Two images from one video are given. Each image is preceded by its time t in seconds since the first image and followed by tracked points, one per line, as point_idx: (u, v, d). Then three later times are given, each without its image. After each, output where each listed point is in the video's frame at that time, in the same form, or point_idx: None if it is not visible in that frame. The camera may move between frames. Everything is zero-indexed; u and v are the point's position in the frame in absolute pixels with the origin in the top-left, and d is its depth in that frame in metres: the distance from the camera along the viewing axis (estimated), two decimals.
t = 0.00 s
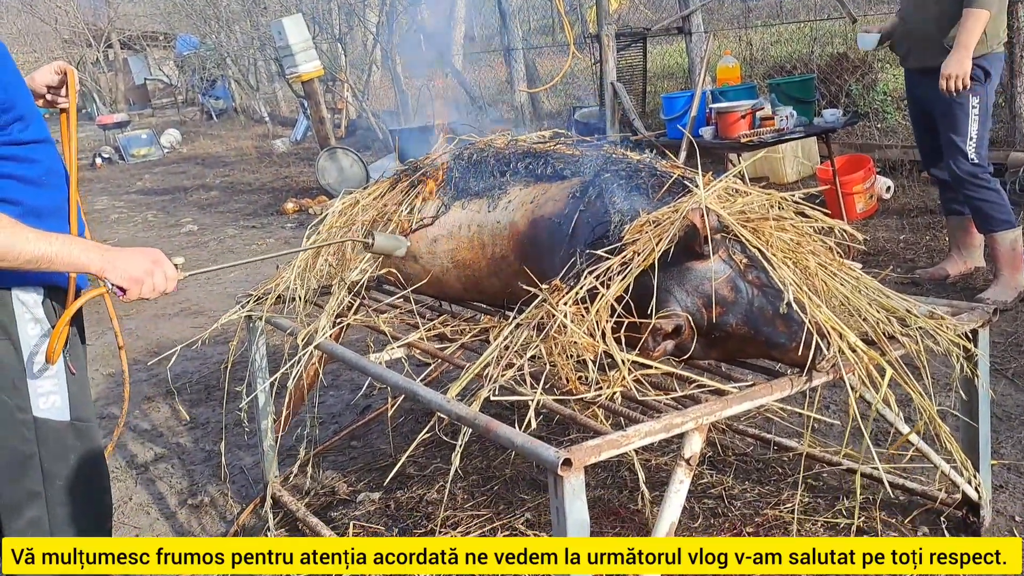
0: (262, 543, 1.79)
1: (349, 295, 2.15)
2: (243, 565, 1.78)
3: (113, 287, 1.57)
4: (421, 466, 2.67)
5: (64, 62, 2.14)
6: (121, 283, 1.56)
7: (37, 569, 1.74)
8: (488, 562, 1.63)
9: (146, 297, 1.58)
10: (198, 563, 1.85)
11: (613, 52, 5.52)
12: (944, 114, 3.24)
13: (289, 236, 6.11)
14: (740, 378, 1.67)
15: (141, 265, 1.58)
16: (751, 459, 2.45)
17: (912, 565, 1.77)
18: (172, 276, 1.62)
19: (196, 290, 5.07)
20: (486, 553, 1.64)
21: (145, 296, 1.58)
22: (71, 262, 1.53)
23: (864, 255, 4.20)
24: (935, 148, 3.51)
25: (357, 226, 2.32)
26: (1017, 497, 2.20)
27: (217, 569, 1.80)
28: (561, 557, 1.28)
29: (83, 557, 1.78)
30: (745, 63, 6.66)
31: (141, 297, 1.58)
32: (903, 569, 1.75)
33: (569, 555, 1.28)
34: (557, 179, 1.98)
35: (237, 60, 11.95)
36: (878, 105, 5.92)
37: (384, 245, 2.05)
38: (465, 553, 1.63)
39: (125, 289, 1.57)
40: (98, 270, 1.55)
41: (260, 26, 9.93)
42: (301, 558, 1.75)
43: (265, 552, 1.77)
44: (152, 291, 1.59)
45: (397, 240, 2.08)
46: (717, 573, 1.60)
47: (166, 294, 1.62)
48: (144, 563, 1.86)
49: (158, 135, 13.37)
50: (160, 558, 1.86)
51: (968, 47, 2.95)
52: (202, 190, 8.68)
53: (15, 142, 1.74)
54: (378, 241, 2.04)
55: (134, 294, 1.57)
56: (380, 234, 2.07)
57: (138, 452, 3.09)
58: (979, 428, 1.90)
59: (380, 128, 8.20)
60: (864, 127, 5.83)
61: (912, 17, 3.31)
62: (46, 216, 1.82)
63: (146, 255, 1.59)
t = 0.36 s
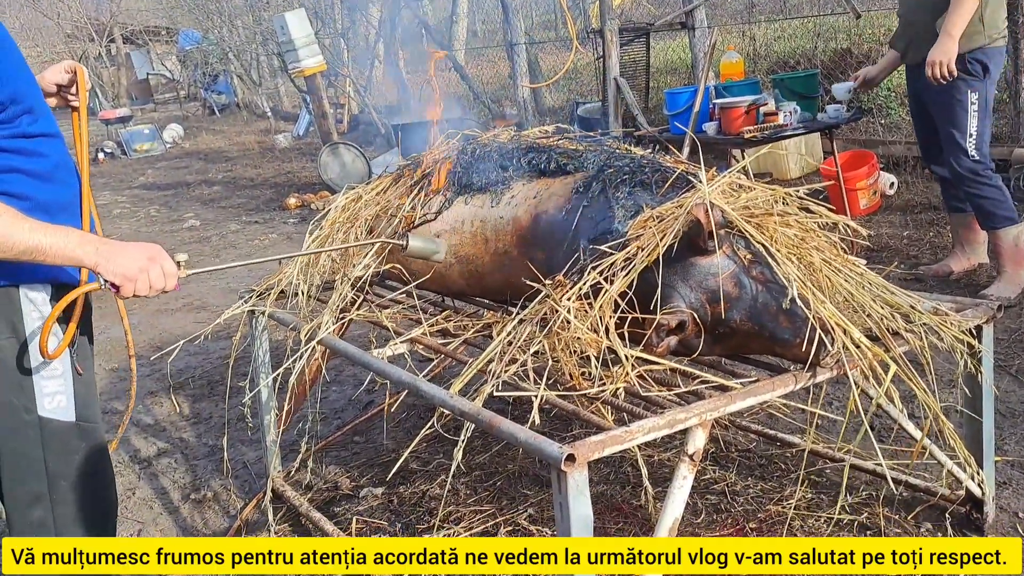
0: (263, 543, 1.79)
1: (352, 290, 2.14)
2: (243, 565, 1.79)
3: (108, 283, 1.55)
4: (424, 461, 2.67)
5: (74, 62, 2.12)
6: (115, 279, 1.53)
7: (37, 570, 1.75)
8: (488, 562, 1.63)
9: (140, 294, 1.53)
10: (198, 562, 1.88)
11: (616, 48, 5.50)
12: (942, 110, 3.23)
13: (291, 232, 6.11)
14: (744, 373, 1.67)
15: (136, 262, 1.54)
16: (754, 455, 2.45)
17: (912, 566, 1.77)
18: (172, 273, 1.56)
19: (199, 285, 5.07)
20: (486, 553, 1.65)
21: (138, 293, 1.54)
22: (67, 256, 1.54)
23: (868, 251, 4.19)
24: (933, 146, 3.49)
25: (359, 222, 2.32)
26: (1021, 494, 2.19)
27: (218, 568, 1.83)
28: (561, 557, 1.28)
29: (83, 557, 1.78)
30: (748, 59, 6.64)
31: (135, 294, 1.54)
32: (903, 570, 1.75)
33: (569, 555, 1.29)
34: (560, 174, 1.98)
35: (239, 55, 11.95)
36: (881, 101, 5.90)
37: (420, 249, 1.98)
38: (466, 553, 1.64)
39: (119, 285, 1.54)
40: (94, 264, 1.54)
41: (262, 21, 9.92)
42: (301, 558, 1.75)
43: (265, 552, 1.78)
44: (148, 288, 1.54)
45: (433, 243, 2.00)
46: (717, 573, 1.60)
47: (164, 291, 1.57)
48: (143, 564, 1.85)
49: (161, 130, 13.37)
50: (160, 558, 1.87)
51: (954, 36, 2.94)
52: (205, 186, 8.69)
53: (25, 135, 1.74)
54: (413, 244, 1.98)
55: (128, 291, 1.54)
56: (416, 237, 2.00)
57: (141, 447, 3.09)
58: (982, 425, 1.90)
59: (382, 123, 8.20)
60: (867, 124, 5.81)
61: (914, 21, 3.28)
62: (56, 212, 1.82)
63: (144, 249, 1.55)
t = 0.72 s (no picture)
0: (262, 543, 1.80)
1: (356, 287, 2.14)
2: (243, 565, 1.80)
3: (113, 273, 1.56)
4: (428, 458, 2.67)
5: (82, 60, 2.12)
6: (120, 268, 1.55)
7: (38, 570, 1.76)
8: (488, 562, 1.65)
9: (144, 283, 1.55)
10: (198, 563, 1.91)
11: (621, 44, 5.49)
12: (947, 106, 3.21)
13: (295, 229, 6.12)
14: (749, 372, 1.66)
15: (143, 252, 1.56)
16: (759, 454, 2.44)
17: (912, 565, 1.79)
18: (178, 266, 1.58)
19: (204, 281, 5.08)
20: (486, 553, 1.67)
21: (143, 282, 1.55)
22: (75, 246, 1.54)
23: (874, 249, 4.18)
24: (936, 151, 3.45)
25: (364, 220, 2.32)
26: None
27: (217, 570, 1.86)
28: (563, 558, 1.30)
29: (83, 557, 1.79)
30: (754, 56, 6.63)
31: (140, 283, 1.55)
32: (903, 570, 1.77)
33: (570, 555, 1.31)
34: (565, 172, 1.97)
35: (245, 52, 11.97)
36: (887, 99, 5.88)
37: (441, 251, 1.86)
38: (465, 553, 1.66)
39: (125, 274, 1.55)
40: (100, 252, 1.55)
41: (267, 18, 9.93)
42: (300, 558, 1.76)
43: (264, 552, 1.79)
44: (154, 278, 1.56)
45: (456, 245, 1.89)
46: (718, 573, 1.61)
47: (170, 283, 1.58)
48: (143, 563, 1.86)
49: (166, 126, 13.40)
50: (159, 558, 1.89)
51: (954, 24, 2.93)
52: (209, 182, 8.70)
53: (34, 130, 1.72)
54: (434, 245, 1.86)
55: (133, 280, 1.55)
56: (436, 238, 1.88)
57: (147, 443, 3.09)
58: (991, 423, 1.88)
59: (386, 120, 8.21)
60: (873, 120, 5.79)
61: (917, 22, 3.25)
62: (62, 205, 1.80)
63: (151, 241, 1.57)
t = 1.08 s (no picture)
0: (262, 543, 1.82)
1: (362, 284, 2.13)
2: (243, 565, 1.83)
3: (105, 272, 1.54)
4: (434, 456, 2.67)
5: (85, 58, 2.12)
6: (109, 267, 1.53)
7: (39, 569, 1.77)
8: (488, 562, 1.65)
9: (133, 283, 1.52)
10: (198, 562, 1.95)
11: (628, 42, 5.48)
12: (956, 106, 3.18)
13: (301, 226, 6.13)
14: (757, 371, 1.65)
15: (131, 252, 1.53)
16: (766, 454, 2.43)
17: (912, 566, 1.76)
18: (169, 264, 1.55)
19: (210, 278, 5.09)
20: (486, 553, 1.67)
21: (133, 281, 1.52)
22: (67, 243, 1.55)
23: (882, 249, 4.16)
24: (945, 154, 3.44)
25: (369, 218, 2.32)
26: None
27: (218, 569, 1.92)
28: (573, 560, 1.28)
29: (83, 557, 1.80)
30: (761, 55, 6.61)
31: (129, 283, 1.53)
32: (903, 570, 1.75)
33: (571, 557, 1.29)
34: (571, 170, 1.96)
35: (251, 51, 11.99)
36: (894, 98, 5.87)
37: (442, 251, 1.87)
38: (465, 553, 1.66)
39: (113, 273, 1.53)
40: (91, 251, 1.54)
41: (274, 16, 9.95)
42: (301, 558, 1.76)
43: (264, 552, 1.81)
44: (144, 278, 1.53)
45: (459, 245, 1.89)
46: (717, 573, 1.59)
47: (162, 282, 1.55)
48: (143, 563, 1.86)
49: (173, 124, 13.44)
50: (160, 557, 1.88)
51: (962, 24, 2.92)
52: (216, 180, 8.72)
53: (36, 129, 1.72)
54: (434, 245, 1.86)
55: (122, 279, 1.52)
56: (438, 238, 1.88)
57: (152, 440, 3.10)
58: (999, 425, 1.87)
59: (392, 118, 8.22)
60: (881, 119, 5.77)
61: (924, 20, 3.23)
62: (63, 203, 1.80)
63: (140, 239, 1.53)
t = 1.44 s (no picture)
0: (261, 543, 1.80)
1: (370, 282, 2.13)
2: (244, 565, 1.83)
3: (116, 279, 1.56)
4: (442, 454, 2.67)
5: (93, 53, 2.13)
6: (122, 274, 1.55)
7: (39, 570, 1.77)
8: (488, 562, 1.65)
9: (148, 289, 1.56)
10: (197, 563, 1.90)
11: (635, 39, 5.47)
12: (967, 103, 3.16)
13: (309, 224, 6.13)
14: (766, 369, 1.64)
15: (143, 259, 1.56)
16: (776, 452, 2.42)
17: (912, 566, 1.74)
18: (179, 270, 1.59)
19: (218, 276, 5.10)
20: (486, 553, 1.67)
21: (147, 288, 1.56)
22: (78, 251, 1.54)
23: (892, 246, 4.14)
24: (955, 153, 3.40)
25: (377, 216, 2.31)
26: None
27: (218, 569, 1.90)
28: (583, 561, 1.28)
29: (83, 557, 1.79)
30: (769, 52, 6.58)
31: (143, 290, 1.56)
32: (904, 570, 1.72)
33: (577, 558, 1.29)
34: (579, 167, 1.95)
35: (258, 49, 12.01)
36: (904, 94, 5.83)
37: (431, 253, 1.98)
38: (465, 553, 1.65)
39: (127, 280, 1.55)
40: (103, 259, 1.54)
41: (281, 14, 9.96)
42: (300, 558, 1.75)
43: (264, 552, 1.79)
44: (156, 284, 1.57)
45: (445, 248, 2.00)
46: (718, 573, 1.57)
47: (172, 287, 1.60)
48: (144, 563, 1.83)
49: (180, 123, 13.47)
50: (160, 558, 1.84)
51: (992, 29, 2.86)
52: (223, 178, 8.73)
53: (37, 132, 1.72)
54: (423, 248, 1.97)
55: (136, 286, 1.55)
56: (427, 241, 2.00)
57: (161, 437, 3.10)
58: (1011, 422, 1.86)
59: (399, 116, 8.22)
60: (890, 116, 5.74)
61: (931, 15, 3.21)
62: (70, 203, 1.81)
63: (150, 247, 1.57)
